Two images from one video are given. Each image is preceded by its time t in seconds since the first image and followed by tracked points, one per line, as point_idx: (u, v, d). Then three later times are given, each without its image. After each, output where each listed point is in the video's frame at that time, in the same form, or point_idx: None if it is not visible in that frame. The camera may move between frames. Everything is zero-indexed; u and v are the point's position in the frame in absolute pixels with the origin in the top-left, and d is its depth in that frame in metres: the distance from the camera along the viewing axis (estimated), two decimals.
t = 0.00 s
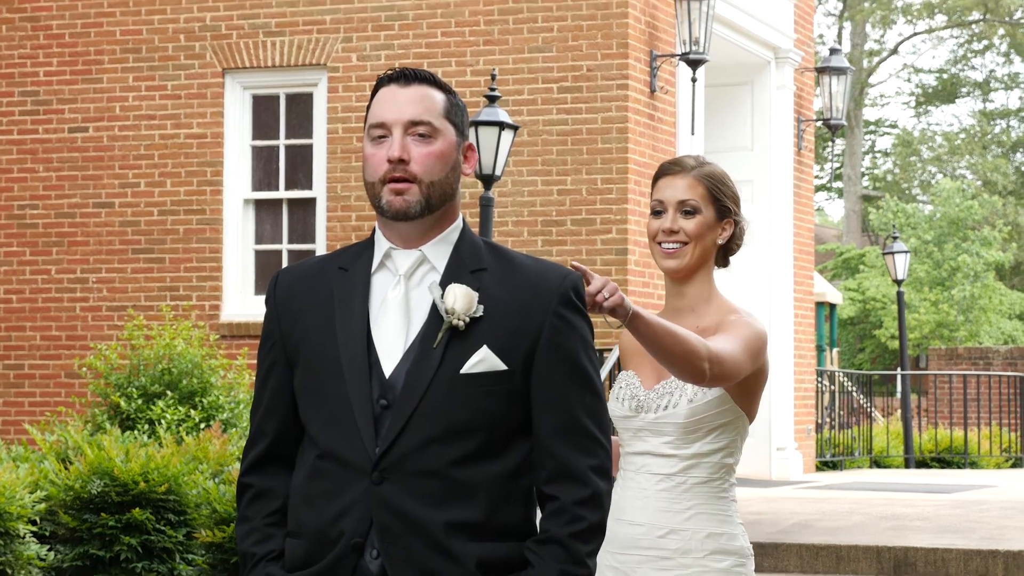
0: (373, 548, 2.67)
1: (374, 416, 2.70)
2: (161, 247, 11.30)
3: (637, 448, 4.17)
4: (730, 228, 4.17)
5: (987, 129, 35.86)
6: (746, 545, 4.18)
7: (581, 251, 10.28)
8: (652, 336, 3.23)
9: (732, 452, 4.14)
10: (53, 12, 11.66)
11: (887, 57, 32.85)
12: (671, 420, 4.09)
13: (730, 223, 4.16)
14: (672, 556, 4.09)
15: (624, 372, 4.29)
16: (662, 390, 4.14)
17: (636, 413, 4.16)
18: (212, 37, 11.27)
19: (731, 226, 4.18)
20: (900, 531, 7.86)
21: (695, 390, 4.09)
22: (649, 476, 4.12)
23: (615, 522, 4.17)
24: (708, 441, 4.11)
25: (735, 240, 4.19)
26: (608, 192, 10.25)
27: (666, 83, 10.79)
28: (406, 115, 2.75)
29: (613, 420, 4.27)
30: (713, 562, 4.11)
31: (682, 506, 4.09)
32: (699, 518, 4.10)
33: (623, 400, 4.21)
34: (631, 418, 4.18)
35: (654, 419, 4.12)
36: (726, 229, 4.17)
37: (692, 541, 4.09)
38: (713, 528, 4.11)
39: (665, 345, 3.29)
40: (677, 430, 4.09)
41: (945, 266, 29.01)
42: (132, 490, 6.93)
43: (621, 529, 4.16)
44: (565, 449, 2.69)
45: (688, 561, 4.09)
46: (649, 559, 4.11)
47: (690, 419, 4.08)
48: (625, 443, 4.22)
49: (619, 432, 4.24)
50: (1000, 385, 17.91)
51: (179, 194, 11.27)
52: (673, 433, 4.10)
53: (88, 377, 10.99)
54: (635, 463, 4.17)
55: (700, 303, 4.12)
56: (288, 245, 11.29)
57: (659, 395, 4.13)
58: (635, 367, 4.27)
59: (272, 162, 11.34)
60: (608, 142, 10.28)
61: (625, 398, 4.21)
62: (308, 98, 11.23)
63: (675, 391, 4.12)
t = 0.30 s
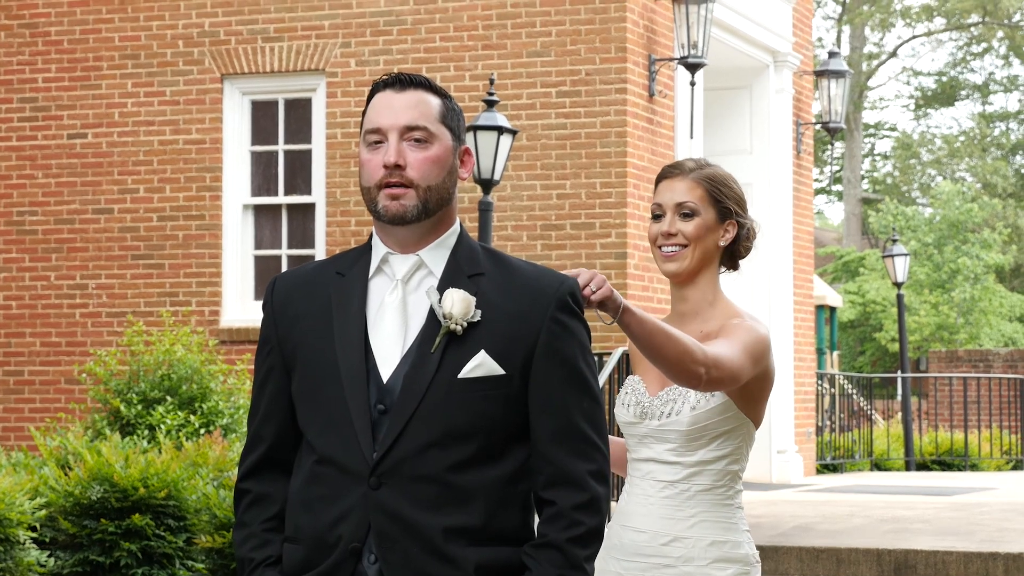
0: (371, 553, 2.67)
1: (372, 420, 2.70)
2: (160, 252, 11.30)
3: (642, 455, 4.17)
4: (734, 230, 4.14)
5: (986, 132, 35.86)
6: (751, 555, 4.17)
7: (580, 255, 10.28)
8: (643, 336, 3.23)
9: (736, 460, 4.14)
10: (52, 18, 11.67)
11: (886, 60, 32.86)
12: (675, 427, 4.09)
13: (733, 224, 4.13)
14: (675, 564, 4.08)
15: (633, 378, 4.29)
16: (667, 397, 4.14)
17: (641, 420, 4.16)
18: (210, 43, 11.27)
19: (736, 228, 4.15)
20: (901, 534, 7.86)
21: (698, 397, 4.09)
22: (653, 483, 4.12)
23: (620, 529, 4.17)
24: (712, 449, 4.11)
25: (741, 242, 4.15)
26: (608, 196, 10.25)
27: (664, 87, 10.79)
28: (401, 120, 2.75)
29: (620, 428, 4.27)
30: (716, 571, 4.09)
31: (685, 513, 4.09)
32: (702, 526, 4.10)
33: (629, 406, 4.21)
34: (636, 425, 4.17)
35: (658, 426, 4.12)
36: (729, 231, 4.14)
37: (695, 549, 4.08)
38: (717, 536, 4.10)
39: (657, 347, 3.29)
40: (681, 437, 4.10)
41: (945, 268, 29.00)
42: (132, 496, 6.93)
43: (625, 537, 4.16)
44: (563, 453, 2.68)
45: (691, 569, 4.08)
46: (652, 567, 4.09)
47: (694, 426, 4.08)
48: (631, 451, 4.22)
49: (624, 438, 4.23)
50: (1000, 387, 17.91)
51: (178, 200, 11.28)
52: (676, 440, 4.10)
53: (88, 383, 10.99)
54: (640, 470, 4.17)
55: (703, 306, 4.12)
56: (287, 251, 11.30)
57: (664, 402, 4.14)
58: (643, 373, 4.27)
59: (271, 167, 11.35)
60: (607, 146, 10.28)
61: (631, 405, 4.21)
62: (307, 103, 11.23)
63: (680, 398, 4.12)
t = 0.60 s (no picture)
0: (369, 556, 2.66)
1: (369, 423, 2.70)
2: (158, 255, 11.30)
3: (643, 456, 4.16)
4: (734, 231, 4.14)
5: (984, 132, 35.87)
6: (751, 556, 4.17)
7: (578, 256, 10.28)
8: (641, 335, 3.25)
9: (736, 462, 4.13)
10: (50, 21, 11.67)
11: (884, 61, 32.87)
12: (676, 429, 4.08)
13: (733, 225, 4.13)
14: (675, 566, 4.08)
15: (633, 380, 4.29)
16: (668, 399, 4.13)
17: (642, 421, 4.16)
18: (208, 45, 11.27)
19: (736, 228, 4.15)
20: (900, 534, 7.86)
21: (699, 399, 4.09)
22: (654, 484, 4.12)
23: (621, 531, 4.17)
24: (713, 450, 4.10)
25: (742, 242, 4.15)
26: (606, 197, 10.26)
27: (661, 88, 10.79)
28: (399, 122, 2.75)
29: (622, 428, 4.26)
30: (717, 572, 4.09)
31: (686, 515, 4.09)
32: (703, 528, 4.09)
33: (629, 407, 4.21)
34: (637, 426, 4.17)
35: (658, 428, 4.11)
36: (730, 232, 4.14)
37: (695, 551, 4.08)
38: (717, 538, 4.10)
39: (656, 345, 3.30)
40: (682, 439, 4.09)
41: (944, 269, 29.00)
42: (131, 499, 6.92)
43: (627, 538, 4.16)
44: (560, 455, 2.68)
45: (691, 570, 4.08)
46: (652, 568, 4.10)
47: (695, 429, 4.07)
48: (632, 452, 4.21)
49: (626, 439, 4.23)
50: (999, 387, 17.91)
51: (176, 203, 11.28)
52: (677, 442, 4.09)
53: (86, 386, 10.99)
54: (641, 471, 4.17)
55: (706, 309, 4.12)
56: (285, 253, 11.31)
57: (665, 404, 4.13)
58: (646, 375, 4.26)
59: (269, 170, 11.34)
60: (604, 148, 10.28)
61: (632, 407, 4.20)
62: (305, 105, 11.23)
63: (682, 399, 4.11)
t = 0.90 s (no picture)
0: (369, 555, 2.66)
1: (368, 423, 2.71)
2: (157, 253, 11.30)
3: (645, 454, 4.17)
4: (736, 228, 4.11)
5: (983, 128, 35.87)
6: (755, 554, 4.16)
7: (577, 253, 10.29)
8: (637, 334, 3.24)
9: (738, 459, 4.14)
10: (47, 20, 11.67)
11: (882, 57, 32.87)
12: (678, 426, 4.09)
13: (735, 222, 4.10)
14: (677, 563, 4.08)
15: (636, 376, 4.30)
16: (669, 396, 4.14)
17: (643, 419, 4.16)
18: (205, 43, 11.27)
19: (738, 225, 4.12)
20: (898, 530, 7.86)
21: (700, 396, 4.09)
22: (656, 482, 4.12)
23: (624, 529, 4.17)
24: (715, 448, 4.11)
25: (744, 238, 4.12)
26: (604, 194, 10.27)
27: (660, 85, 10.79)
28: (394, 120, 2.75)
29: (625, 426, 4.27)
30: (720, 570, 4.08)
31: (688, 512, 4.09)
32: (704, 525, 4.09)
33: (631, 405, 4.21)
34: (639, 424, 4.18)
35: (660, 425, 4.11)
36: (731, 229, 4.11)
37: (698, 548, 4.08)
38: (720, 535, 4.10)
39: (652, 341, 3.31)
40: (684, 436, 4.09)
41: (943, 265, 29.01)
42: (130, 497, 6.92)
43: (630, 536, 4.17)
44: (559, 453, 2.69)
45: (694, 568, 4.07)
46: (654, 566, 4.10)
47: (697, 426, 4.08)
48: (634, 450, 4.22)
49: (628, 437, 4.23)
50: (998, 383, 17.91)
51: (174, 201, 11.28)
52: (679, 439, 4.10)
53: (85, 384, 11.00)
54: (643, 468, 4.17)
55: (706, 305, 4.10)
56: (284, 250, 11.30)
57: (666, 401, 4.13)
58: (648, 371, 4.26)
59: (267, 167, 11.34)
60: (603, 145, 10.28)
61: (634, 404, 4.20)
62: (303, 103, 11.22)
63: (683, 396, 4.11)
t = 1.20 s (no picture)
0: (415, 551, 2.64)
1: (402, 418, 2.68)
2: (156, 248, 11.30)
3: (643, 450, 4.16)
4: (733, 224, 4.07)
5: (982, 122, 35.84)
6: (756, 544, 4.16)
7: (575, 248, 10.29)
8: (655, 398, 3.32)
9: (737, 451, 4.06)
10: (45, 14, 11.66)
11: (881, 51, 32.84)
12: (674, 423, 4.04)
13: (733, 218, 4.07)
14: (680, 558, 4.10)
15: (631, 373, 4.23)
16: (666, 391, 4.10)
17: (640, 415, 4.16)
18: (204, 38, 11.26)
19: (736, 222, 4.08)
20: (897, 525, 7.86)
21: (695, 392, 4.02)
22: (655, 478, 4.12)
23: (626, 525, 4.19)
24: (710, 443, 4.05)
25: (741, 236, 4.08)
26: (602, 189, 10.26)
27: (658, 80, 10.78)
28: (440, 119, 2.74)
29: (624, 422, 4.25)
30: (721, 563, 4.10)
31: (688, 507, 4.08)
32: (704, 518, 4.08)
33: (629, 402, 4.21)
34: (637, 421, 4.16)
35: (657, 422, 4.10)
36: (729, 225, 4.07)
37: (699, 542, 4.09)
38: (721, 529, 4.09)
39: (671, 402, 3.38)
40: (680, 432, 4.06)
41: (941, 259, 28.99)
42: (128, 492, 6.92)
43: (633, 531, 4.18)
44: (586, 443, 2.72)
45: (696, 562, 4.10)
46: (658, 561, 4.12)
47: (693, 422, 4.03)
48: (634, 445, 4.22)
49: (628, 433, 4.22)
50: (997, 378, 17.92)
51: (173, 196, 11.27)
52: (676, 436, 4.08)
53: (84, 379, 11.00)
54: (643, 465, 4.17)
55: (702, 298, 4.04)
56: (282, 246, 11.27)
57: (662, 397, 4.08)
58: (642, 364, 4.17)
59: (266, 162, 11.32)
60: (601, 139, 10.28)
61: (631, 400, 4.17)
62: (301, 97, 11.21)
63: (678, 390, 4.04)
